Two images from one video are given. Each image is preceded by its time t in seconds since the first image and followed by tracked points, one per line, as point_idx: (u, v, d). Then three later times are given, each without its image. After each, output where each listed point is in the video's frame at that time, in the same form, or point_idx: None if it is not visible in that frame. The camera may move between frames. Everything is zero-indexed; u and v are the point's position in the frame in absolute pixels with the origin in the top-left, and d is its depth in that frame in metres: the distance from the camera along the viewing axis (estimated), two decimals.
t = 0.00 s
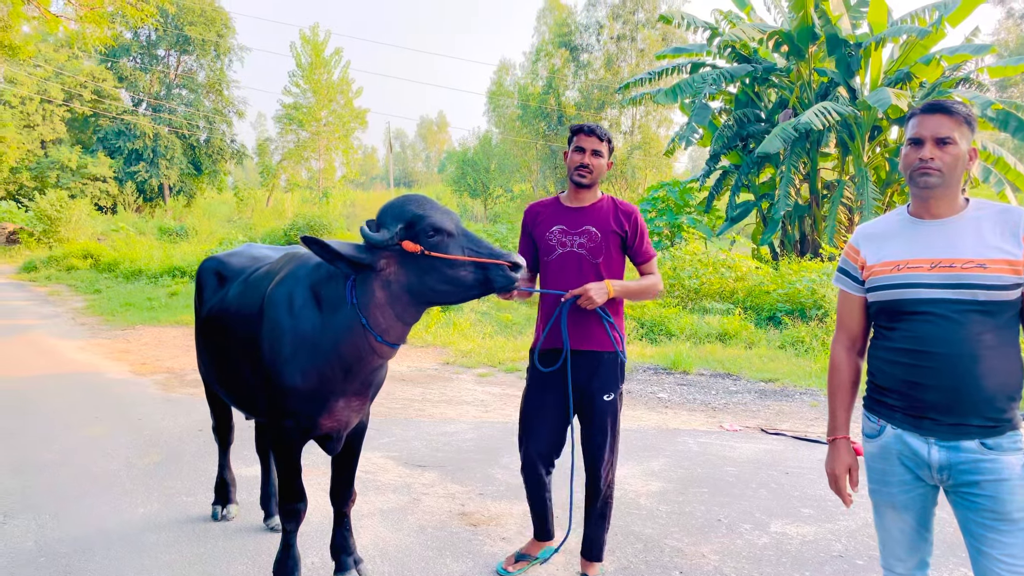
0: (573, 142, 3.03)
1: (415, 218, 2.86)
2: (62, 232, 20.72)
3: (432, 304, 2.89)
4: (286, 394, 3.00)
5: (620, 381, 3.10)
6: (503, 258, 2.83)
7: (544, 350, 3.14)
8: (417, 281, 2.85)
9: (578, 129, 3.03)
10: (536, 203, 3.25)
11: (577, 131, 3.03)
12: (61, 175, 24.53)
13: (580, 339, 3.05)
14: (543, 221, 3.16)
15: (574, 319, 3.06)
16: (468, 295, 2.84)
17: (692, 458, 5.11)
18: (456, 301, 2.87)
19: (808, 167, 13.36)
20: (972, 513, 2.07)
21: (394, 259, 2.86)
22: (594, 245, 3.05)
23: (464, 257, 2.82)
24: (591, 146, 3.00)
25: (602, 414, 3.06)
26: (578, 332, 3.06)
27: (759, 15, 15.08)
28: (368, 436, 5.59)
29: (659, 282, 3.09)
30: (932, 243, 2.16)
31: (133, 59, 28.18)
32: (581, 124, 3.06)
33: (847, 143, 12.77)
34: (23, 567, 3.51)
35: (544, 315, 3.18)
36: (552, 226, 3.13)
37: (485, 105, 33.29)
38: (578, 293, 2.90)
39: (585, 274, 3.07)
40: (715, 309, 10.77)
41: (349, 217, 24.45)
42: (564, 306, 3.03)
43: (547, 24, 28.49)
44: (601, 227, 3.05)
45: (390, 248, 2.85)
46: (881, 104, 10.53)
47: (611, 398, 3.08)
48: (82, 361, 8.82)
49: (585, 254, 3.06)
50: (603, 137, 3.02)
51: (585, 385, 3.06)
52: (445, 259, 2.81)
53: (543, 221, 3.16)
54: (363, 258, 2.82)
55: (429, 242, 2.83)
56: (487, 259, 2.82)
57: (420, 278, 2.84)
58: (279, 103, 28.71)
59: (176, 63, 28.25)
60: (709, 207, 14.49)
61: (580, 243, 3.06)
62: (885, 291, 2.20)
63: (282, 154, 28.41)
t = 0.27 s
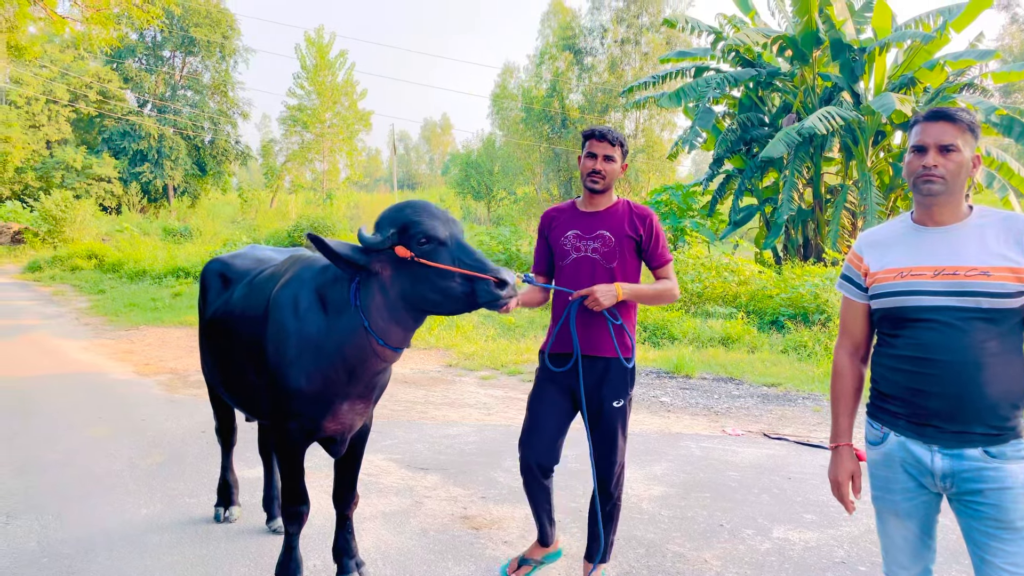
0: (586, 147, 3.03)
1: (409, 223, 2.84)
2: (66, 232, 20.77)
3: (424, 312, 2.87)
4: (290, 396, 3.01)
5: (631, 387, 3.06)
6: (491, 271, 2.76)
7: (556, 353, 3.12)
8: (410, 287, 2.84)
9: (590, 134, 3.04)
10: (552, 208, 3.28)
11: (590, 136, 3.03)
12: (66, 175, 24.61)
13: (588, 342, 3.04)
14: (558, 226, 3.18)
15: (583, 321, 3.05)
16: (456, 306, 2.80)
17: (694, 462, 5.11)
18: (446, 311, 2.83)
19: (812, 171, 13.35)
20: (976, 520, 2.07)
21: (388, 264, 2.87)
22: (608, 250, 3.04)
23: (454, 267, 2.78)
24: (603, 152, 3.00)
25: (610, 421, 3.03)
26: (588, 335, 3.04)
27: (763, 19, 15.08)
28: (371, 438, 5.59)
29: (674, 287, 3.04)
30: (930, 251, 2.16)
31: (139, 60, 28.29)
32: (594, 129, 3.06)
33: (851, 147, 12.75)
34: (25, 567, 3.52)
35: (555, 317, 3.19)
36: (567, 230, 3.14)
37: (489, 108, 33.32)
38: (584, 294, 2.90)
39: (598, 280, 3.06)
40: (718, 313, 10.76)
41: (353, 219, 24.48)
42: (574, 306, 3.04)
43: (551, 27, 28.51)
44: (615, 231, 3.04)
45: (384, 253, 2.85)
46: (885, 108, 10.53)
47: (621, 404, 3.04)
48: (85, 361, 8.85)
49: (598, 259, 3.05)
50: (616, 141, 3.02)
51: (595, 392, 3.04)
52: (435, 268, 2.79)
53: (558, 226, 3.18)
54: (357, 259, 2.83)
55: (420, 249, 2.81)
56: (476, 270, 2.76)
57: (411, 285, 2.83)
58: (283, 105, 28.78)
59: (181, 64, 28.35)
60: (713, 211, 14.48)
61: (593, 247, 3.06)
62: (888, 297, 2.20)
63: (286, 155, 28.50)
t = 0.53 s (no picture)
0: (595, 150, 3.01)
1: (405, 223, 2.82)
2: (69, 230, 20.81)
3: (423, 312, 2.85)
4: (291, 398, 3.01)
5: (634, 392, 3.06)
6: (487, 269, 2.74)
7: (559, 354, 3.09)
8: (409, 288, 2.82)
9: (599, 138, 3.01)
10: (557, 207, 3.23)
11: (599, 139, 3.00)
12: (70, 173, 24.67)
13: (591, 339, 3.01)
14: (566, 227, 3.14)
15: (588, 317, 3.03)
16: (454, 307, 2.77)
17: (696, 468, 5.09)
18: (443, 311, 2.80)
19: (816, 176, 13.32)
20: (979, 529, 2.05)
21: (388, 265, 2.85)
22: (616, 254, 3.04)
23: (450, 266, 2.75)
24: (613, 156, 2.98)
25: (612, 426, 3.04)
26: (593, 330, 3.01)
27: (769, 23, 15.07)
28: (372, 440, 5.59)
29: (678, 296, 3.04)
30: (934, 257, 2.14)
31: (143, 59, 28.34)
32: (602, 132, 3.03)
33: (856, 152, 12.73)
34: (25, 566, 3.51)
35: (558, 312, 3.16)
36: (575, 233, 3.11)
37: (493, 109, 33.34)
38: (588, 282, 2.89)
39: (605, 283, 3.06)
40: (721, 317, 10.73)
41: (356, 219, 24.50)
42: (578, 297, 3.02)
43: (556, 29, 28.50)
44: (624, 235, 3.04)
45: (384, 254, 2.84)
46: (890, 113, 10.50)
47: (623, 409, 3.04)
48: (87, 360, 8.86)
49: (606, 262, 3.05)
50: (625, 145, 3.00)
51: (597, 397, 3.04)
52: (432, 267, 2.76)
53: (565, 227, 3.14)
54: (355, 260, 2.83)
55: (417, 249, 2.79)
56: (471, 269, 2.73)
57: (408, 285, 2.81)
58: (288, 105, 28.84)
59: (186, 63, 28.42)
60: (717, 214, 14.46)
61: (602, 251, 3.06)
62: (893, 305, 2.19)
63: (290, 155, 28.56)
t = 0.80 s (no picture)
0: (597, 149, 2.97)
1: (403, 216, 2.79)
2: (71, 226, 20.79)
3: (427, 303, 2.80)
4: (291, 395, 2.99)
5: (629, 394, 3.03)
6: (487, 251, 2.68)
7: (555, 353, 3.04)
8: (412, 281, 2.77)
9: (600, 138, 2.98)
10: (554, 205, 3.19)
11: (600, 139, 2.98)
12: (72, 169, 24.67)
13: (592, 338, 2.98)
14: (563, 225, 3.10)
15: (589, 314, 3.01)
16: (458, 294, 2.71)
17: (696, 470, 5.07)
18: (449, 300, 2.75)
19: (819, 179, 13.30)
20: (981, 535, 2.03)
21: (390, 260, 2.82)
22: (614, 253, 3.03)
23: (450, 253, 2.70)
24: (615, 156, 2.96)
25: (607, 427, 3.00)
26: (595, 328, 3.00)
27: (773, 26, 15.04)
28: (371, 439, 5.58)
29: (676, 298, 3.07)
30: (939, 258, 2.13)
31: (146, 56, 28.36)
32: (604, 132, 3.01)
33: (859, 155, 12.72)
34: (21, 562, 3.50)
35: (553, 308, 3.12)
36: (572, 231, 3.07)
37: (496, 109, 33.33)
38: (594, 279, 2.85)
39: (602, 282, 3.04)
40: (722, 319, 10.70)
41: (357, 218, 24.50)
42: (583, 294, 3.00)
43: (559, 30, 28.46)
44: (622, 236, 3.03)
45: (385, 249, 2.81)
46: (894, 116, 10.48)
47: (618, 411, 3.01)
48: (87, 356, 8.85)
49: (604, 261, 3.03)
50: (626, 145, 2.98)
51: (591, 398, 3.01)
52: (432, 257, 2.71)
53: (562, 225, 3.10)
54: (357, 259, 2.82)
55: (417, 240, 2.75)
56: (471, 253, 2.68)
57: (412, 277, 2.76)
58: (290, 103, 28.84)
59: (189, 60, 28.41)
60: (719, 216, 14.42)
61: (600, 250, 3.03)
62: (895, 307, 2.17)
63: (292, 153, 28.56)
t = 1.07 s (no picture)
0: (589, 147, 2.94)
1: (399, 211, 2.67)
2: (68, 221, 20.72)
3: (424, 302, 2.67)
4: (288, 393, 2.86)
5: (618, 396, 3.00)
6: (478, 247, 2.57)
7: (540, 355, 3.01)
8: (409, 279, 2.65)
9: (593, 135, 2.96)
10: (543, 204, 3.15)
11: (592, 137, 2.96)
12: (71, 164, 24.59)
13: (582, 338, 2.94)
14: (551, 224, 3.06)
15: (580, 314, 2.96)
16: (453, 292, 2.58)
17: (694, 472, 5.04)
18: (443, 298, 2.63)
19: (818, 179, 13.28)
20: (984, 543, 2.00)
21: (388, 256, 2.70)
22: (604, 254, 2.98)
23: (445, 249, 2.57)
24: (607, 153, 2.93)
25: (596, 429, 2.96)
26: (585, 327, 2.96)
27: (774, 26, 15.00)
28: (367, 438, 5.54)
29: (670, 298, 3.03)
30: (946, 262, 2.09)
31: (146, 51, 28.23)
32: (596, 129, 2.98)
33: (859, 157, 12.70)
34: (11, 561, 3.46)
35: (542, 309, 3.07)
36: (561, 230, 3.03)
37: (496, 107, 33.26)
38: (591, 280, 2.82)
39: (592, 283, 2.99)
40: (720, 320, 10.66)
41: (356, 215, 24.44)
42: (578, 296, 2.94)
43: (560, 28, 28.35)
44: (613, 236, 2.99)
45: (381, 245, 2.70)
46: (894, 118, 10.45)
47: (608, 413, 2.98)
48: (82, 352, 8.81)
49: (594, 262, 2.98)
50: (618, 144, 2.96)
51: (578, 401, 2.97)
52: (426, 253, 2.59)
53: (551, 224, 3.06)
54: (355, 255, 2.71)
55: (411, 236, 2.63)
56: (463, 249, 2.56)
57: (405, 274, 2.65)
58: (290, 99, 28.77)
59: (189, 56, 28.31)
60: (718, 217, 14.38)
61: (589, 250, 2.99)
62: (901, 311, 2.14)
63: (292, 150, 28.50)
